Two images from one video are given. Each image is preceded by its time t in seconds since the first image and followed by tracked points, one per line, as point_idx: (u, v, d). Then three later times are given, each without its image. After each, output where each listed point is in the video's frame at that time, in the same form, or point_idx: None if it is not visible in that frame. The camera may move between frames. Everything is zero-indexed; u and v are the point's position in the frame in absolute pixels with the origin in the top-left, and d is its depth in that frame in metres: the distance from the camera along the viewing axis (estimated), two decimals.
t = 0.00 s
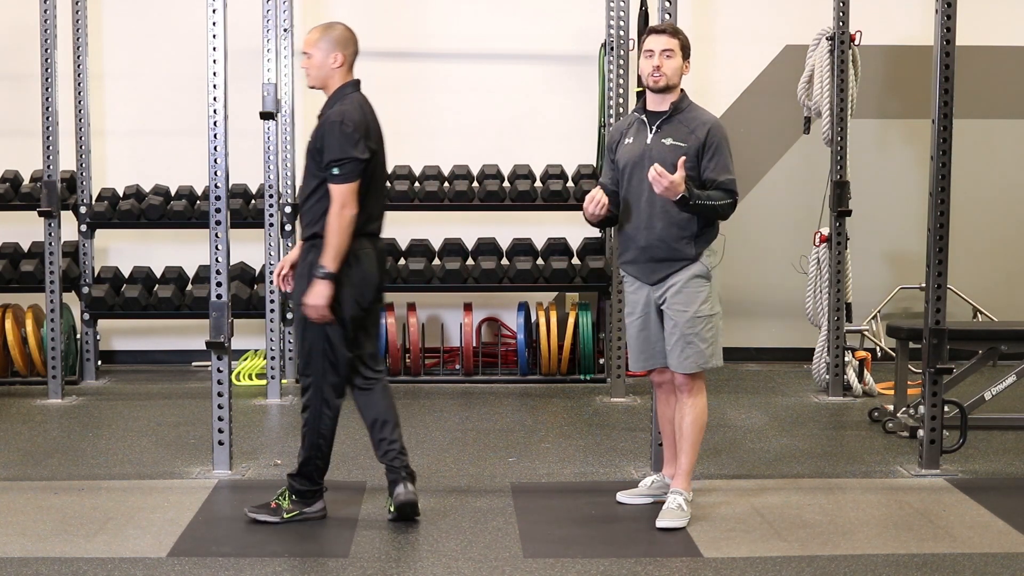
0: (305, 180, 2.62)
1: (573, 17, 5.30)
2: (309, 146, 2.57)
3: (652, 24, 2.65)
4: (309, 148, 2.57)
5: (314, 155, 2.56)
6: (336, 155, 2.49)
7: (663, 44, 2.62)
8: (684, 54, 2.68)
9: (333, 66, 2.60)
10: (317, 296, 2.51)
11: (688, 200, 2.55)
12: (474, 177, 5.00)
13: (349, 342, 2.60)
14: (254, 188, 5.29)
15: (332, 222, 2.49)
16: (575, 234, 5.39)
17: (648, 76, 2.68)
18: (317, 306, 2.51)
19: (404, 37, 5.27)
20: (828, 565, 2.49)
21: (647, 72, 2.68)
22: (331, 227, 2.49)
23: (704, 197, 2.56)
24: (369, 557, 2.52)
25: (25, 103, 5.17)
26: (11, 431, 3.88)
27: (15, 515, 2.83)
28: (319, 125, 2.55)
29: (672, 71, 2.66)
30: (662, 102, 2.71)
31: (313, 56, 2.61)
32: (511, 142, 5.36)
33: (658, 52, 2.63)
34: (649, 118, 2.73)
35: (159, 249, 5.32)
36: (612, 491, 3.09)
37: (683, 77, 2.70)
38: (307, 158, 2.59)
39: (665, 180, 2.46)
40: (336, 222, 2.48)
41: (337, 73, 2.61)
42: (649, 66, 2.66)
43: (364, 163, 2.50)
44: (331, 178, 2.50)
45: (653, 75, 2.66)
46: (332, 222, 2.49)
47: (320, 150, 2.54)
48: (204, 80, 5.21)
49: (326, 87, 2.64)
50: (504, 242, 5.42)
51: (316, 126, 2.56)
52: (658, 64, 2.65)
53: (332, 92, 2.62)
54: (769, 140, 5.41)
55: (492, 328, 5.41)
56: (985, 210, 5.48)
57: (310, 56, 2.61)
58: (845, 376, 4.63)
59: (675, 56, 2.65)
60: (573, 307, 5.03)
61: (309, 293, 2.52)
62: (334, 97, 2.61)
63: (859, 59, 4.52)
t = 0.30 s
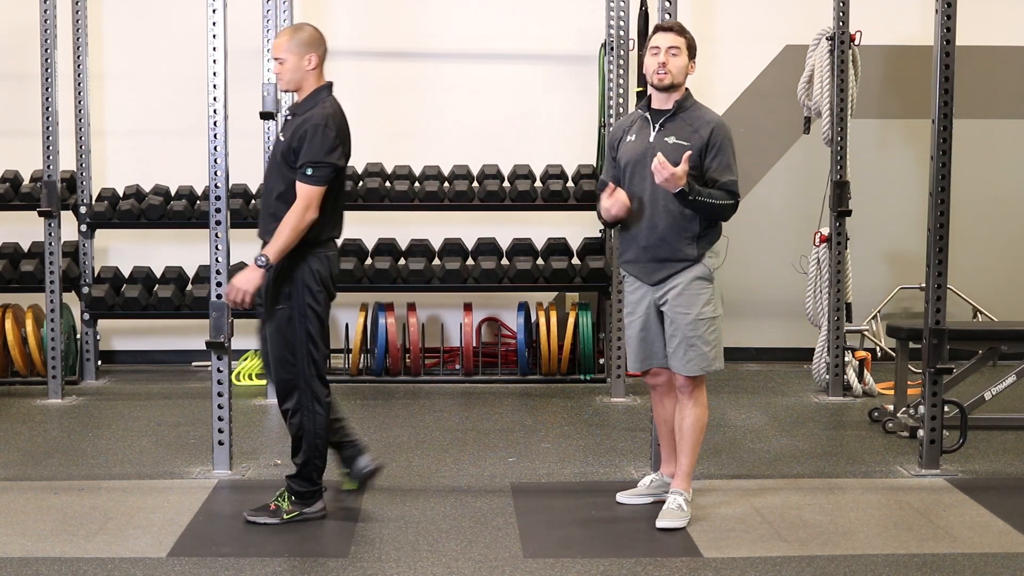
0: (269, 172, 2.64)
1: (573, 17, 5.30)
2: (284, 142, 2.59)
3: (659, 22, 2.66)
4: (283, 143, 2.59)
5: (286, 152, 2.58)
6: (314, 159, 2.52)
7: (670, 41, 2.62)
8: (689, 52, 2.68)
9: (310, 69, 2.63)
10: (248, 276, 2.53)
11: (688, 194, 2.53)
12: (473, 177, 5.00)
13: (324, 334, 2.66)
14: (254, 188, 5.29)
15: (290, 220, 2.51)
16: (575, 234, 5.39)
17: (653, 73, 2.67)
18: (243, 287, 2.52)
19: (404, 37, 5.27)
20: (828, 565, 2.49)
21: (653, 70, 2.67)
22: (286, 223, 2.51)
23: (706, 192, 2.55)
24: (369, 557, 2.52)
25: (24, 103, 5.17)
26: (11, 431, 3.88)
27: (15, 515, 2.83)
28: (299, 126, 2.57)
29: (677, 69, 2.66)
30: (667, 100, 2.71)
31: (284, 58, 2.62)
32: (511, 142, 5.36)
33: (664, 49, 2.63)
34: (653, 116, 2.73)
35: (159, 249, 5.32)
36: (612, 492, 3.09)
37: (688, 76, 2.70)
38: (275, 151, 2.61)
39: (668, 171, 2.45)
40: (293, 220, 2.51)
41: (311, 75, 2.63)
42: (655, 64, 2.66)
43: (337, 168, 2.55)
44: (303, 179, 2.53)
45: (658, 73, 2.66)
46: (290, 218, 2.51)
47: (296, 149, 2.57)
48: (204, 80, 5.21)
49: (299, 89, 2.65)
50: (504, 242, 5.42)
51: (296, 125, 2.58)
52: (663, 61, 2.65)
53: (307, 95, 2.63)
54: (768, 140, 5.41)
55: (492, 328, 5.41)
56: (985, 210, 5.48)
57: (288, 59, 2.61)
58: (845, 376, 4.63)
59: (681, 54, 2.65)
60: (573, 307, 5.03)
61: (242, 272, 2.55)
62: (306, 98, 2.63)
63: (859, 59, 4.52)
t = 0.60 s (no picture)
0: (263, 176, 2.61)
1: (573, 17, 5.30)
2: (283, 143, 2.58)
3: (668, 20, 2.64)
4: (282, 144, 2.57)
5: (288, 152, 2.58)
6: (327, 156, 2.55)
7: (681, 40, 2.61)
8: (699, 52, 2.67)
9: (292, 68, 2.63)
10: (285, 282, 2.50)
11: (699, 190, 2.54)
12: (473, 177, 5.00)
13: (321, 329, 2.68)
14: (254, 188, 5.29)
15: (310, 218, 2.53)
16: (574, 234, 5.39)
17: (662, 73, 2.66)
18: (282, 292, 2.50)
19: (404, 37, 5.27)
20: (828, 565, 2.49)
21: (662, 69, 2.66)
22: (309, 222, 2.53)
23: (717, 189, 2.57)
24: (369, 557, 2.52)
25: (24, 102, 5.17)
26: (11, 431, 3.88)
27: (15, 515, 2.83)
28: (298, 124, 2.58)
29: (687, 68, 2.64)
30: (675, 99, 2.70)
31: (267, 56, 2.59)
32: (511, 142, 5.36)
33: (674, 48, 2.61)
34: (661, 113, 2.71)
35: (159, 249, 5.32)
36: (612, 492, 3.09)
37: (697, 75, 2.69)
38: (272, 154, 2.58)
39: (688, 169, 2.46)
40: (315, 218, 2.53)
41: (291, 75, 2.64)
42: (665, 63, 2.64)
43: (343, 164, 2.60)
44: (319, 177, 2.55)
45: (668, 72, 2.65)
46: (314, 217, 2.53)
47: (300, 150, 2.58)
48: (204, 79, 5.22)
49: (277, 90, 2.63)
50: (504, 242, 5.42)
51: (294, 124, 2.58)
52: (673, 60, 2.63)
53: (288, 94, 2.63)
54: (768, 140, 5.41)
55: (492, 328, 5.41)
56: (985, 210, 5.48)
57: (276, 57, 2.59)
58: (845, 376, 4.63)
59: (690, 53, 2.63)
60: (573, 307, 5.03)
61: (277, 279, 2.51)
62: (288, 98, 2.62)
63: (859, 59, 4.52)
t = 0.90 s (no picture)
0: (275, 175, 2.60)
1: (573, 17, 5.30)
2: (293, 139, 2.60)
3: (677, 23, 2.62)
4: (292, 140, 2.60)
5: (299, 146, 2.61)
6: (331, 147, 2.63)
7: (692, 42, 2.59)
8: (708, 55, 2.65)
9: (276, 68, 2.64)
10: (289, 261, 2.54)
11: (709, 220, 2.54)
12: (473, 177, 4.99)
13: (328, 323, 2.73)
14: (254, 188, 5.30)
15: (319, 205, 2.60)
16: (574, 234, 5.39)
17: (672, 75, 2.64)
18: (286, 266, 2.54)
19: (403, 37, 5.27)
20: (828, 565, 2.49)
21: (671, 71, 2.63)
22: (320, 207, 2.60)
23: (722, 214, 2.56)
24: (369, 557, 2.52)
25: (23, 103, 5.16)
26: (11, 432, 3.88)
27: (15, 515, 2.83)
28: (301, 119, 2.62)
29: (697, 70, 2.62)
30: (684, 100, 2.67)
31: (260, 53, 2.59)
32: (511, 142, 5.36)
33: (685, 50, 2.59)
34: (669, 116, 2.68)
35: (159, 249, 5.32)
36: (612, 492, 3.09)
37: (706, 78, 2.67)
38: (284, 151, 2.60)
39: (698, 216, 2.47)
40: (326, 203, 2.61)
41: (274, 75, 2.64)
42: (675, 65, 2.62)
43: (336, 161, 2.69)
44: (330, 166, 2.62)
45: (677, 74, 2.62)
46: (325, 201, 2.61)
47: (308, 142, 2.63)
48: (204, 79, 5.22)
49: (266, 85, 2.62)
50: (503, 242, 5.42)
51: (297, 120, 2.62)
52: (683, 62, 2.61)
53: (275, 93, 2.64)
54: (768, 140, 5.41)
55: (492, 328, 5.42)
56: (985, 210, 5.48)
57: (274, 49, 2.60)
58: (845, 376, 4.63)
59: (701, 56, 2.62)
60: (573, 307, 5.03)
61: (281, 258, 2.54)
62: (275, 97, 2.63)
63: (859, 59, 4.52)
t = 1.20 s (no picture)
0: (294, 174, 2.65)
1: (574, 16, 5.30)
2: (311, 138, 2.65)
3: (683, 25, 2.61)
4: (310, 139, 2.65)
5: (317, 145, 2.67)
6: (337, 150, 2.70)
7: (699, 47, 2.59)
8: (716, 57, 2.65)
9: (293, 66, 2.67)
10: (287, 258, 2.58)
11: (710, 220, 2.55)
12: (473, 177, 4.99)
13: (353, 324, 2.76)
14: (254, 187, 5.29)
15: (321, 207, 2.65)
16: (574, 234, 5.39)
17: (679, 79, 2.64)
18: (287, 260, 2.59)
19: (403, 37, 5.27)
20: (828, 565, 2.49)
21: (679, 75, 2.64)
22: (321, 211, 2.64)
23: (726, 218, 2.57)
24: (370, 557, 2.52)
25: (23, 102, 5.16)
26: (11, 432, 3.88)
27: (15, 515, 2.83)
28: (317, 117, 2.68)
29: (704, 76, 2.63)
30: (691, 102, 2.67)
31: (278, 54, 2.61)
32: (511, 142, 5.36)
33: (693, 55, 2.59)
34: (676, 116, 2.67)
35: (159, 249, 5.32)
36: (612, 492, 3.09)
37: (713, 81, 2.67)
38: (304, 151, 2.65)
39: (704, 217, 2.49)
40: (328, 207, 2.66)
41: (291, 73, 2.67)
42: (683, 70, 2.62)
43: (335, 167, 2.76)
44: (334, 168, 2.69)
45: (685, 79, 2.63)
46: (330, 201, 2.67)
47: (323, 142, 2.68)
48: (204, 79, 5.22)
49: (282, 83, 2.66)
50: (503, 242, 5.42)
51: (313, 118, 2.67)
52: (692, 68, 2.62)
53: (291, 92, 2.68)
54: (768, 140, 5.41)
55: (492, 328, 5.42)
56: (985, 211, 5.48)
57: (293, 48, 2.64)
58: (845, 376, 4.63)
59: (708, 61, 2.61)
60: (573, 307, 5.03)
61: (279, 255, 2.58)
62: (292, 97, 2.67)
63: (859, 59, 4.52)
